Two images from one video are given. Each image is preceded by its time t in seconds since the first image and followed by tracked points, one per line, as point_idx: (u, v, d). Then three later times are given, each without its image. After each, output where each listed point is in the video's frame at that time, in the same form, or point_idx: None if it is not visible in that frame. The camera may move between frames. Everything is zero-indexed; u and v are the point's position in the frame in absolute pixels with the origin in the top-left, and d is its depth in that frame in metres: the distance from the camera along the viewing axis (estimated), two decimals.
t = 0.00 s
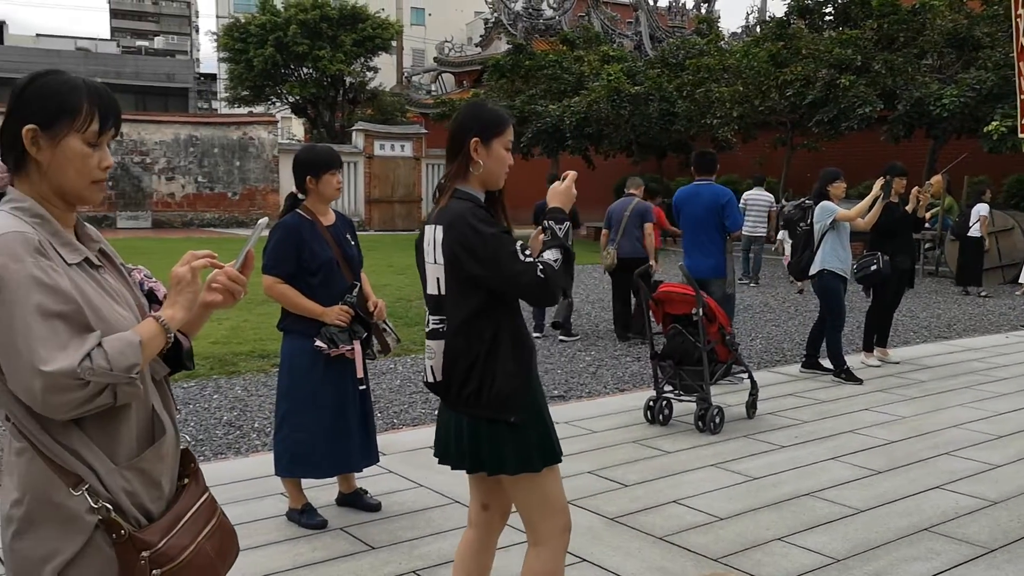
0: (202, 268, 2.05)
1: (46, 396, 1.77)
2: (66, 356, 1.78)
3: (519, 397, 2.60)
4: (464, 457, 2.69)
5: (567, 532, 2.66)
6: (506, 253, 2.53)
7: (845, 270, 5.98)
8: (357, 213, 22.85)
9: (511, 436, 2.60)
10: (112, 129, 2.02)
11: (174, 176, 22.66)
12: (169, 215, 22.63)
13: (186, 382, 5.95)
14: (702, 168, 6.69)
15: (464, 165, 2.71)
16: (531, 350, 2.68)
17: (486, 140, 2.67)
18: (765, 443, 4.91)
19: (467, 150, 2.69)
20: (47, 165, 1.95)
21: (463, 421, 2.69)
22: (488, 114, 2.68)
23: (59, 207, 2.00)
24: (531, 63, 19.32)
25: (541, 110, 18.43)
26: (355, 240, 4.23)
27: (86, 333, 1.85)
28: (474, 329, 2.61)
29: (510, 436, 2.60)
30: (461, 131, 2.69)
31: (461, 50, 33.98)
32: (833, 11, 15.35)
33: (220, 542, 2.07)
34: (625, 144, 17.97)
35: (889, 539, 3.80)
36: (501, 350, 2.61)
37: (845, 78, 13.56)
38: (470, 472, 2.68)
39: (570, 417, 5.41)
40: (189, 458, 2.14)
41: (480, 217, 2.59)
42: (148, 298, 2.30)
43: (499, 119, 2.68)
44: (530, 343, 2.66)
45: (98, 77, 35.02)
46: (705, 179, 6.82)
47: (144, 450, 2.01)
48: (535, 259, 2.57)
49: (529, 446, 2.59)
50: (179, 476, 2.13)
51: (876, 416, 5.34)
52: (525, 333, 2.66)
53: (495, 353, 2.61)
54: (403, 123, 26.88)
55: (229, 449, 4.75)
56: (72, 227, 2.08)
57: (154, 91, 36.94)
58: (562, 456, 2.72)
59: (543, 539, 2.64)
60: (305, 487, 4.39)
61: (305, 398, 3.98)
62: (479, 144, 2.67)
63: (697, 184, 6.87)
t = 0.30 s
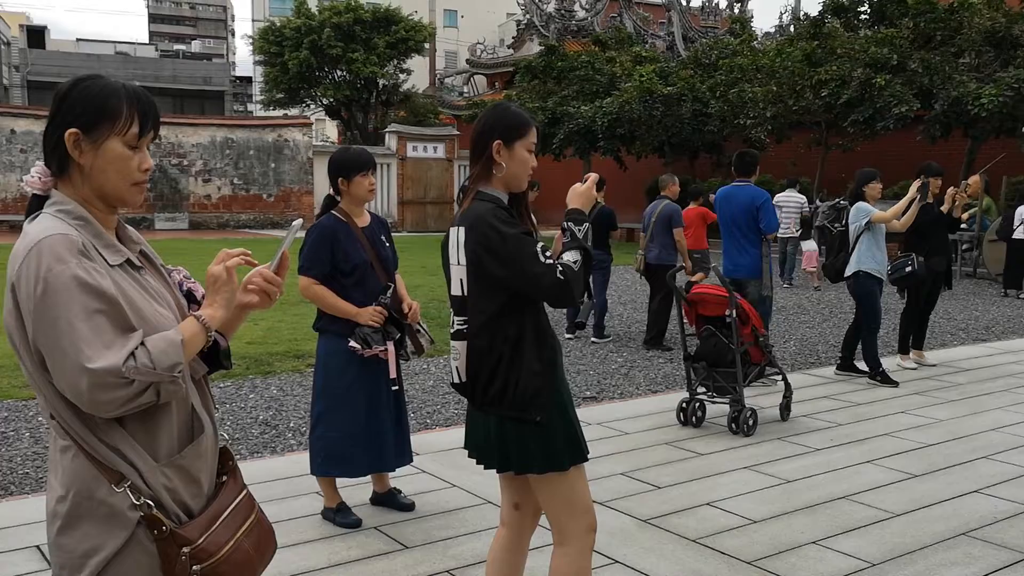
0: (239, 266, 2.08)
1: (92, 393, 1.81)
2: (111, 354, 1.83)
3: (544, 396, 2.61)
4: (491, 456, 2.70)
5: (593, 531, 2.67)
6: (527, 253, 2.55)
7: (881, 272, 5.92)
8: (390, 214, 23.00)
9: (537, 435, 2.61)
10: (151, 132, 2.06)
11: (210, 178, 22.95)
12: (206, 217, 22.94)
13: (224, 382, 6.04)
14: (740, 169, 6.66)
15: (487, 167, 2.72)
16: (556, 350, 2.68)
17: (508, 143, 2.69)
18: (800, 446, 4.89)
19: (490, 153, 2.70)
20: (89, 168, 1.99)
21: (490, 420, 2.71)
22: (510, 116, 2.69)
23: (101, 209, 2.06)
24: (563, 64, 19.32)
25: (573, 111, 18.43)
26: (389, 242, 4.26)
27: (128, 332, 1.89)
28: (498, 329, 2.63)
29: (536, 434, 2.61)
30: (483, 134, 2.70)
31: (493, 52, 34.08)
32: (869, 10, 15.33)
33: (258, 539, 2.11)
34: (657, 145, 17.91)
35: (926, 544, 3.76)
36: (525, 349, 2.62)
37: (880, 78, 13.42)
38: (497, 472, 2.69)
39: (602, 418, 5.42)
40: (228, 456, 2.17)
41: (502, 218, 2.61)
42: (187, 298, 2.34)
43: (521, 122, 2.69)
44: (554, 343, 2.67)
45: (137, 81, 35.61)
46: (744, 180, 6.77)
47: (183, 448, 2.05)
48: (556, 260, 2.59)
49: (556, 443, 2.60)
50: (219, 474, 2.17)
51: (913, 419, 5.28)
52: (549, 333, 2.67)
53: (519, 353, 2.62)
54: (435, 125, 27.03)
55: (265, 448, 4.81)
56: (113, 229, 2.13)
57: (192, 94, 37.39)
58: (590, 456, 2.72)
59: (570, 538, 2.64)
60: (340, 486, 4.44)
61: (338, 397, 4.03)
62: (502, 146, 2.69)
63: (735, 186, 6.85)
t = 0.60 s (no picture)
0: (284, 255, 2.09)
1: (149, 387, 1.85)
2: (164, 349, 1.86)
3: (566, 396, 2.62)
4: (512, 453, 2.72)
5: (617, 532, 2.68)
6: (552, 254, 2.56)
7: (921, 273, 5.85)
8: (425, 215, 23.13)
9: (559, 434, 2.62)
10: (192, 132, 2.10)
11: (249, 179, 23.22)
12: (245, 217, 23.23)
13: (264, 380, 6.13)
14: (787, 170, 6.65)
15: (518, 166, 2.74)
16: (580, 351, 2.69)
17: (540, 141, 2.70)
18: (838, 447, 4.85)
19: (521, 152, 2.72)
20: (134, 169, 2.04)
21: (512, 418, 2.73)
22: (541, 115, 2.70)
23: (148, 209, 2.10)
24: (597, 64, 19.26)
25: (607, 111, 18.42)
26: (427, 242, 4.30)
27: (177, 329, 1.93)
28: (520, 328, 2.65)
29: (558, 434, 2.63)
30: (513, 134, 2.73)
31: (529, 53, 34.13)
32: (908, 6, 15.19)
33: (300, 533, 2.14)
34: (692, 145, 17.82)
35: (968, 548, 3.71)
36: (548, 350, 2.63)
37: (920, 75, 13.23)
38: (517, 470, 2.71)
39: (638, 418, 5.43)
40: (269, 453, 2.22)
41: (529, 216, 2.63)
42: (231, 296, 2.37)
43: (552, 122, 2.70)
44: (577, 343, 2.68)
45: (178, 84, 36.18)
46: (790, 180, 6.75)
47: (227, 444, 2.09)
48: (581, 264, 2.59)
49: (576, 444, 2.61)
50: (261, 470, 2.22)
51: (954, 422, 5.21)
52: (573, 334, 2.67)
53: (542, 354, 2.63)
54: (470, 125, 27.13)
55: (305, 446, 4.88)
56: (159, 228, 2.18)
57: (231, 96, 37.87)
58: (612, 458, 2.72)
59: (595, 537, 2.65)
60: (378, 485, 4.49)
61: (376, 396, 4.07)
62: (533, 145, 2.71)
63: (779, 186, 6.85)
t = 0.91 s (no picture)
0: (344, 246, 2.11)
1: (206, 377, 1.88)
2: (218, 341, 1.90)
3: (591, 394, 2.62)
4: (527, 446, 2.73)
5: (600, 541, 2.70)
6: (591, 249, 2.57)
7: (962, 273, 5.77)
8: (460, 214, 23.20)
9: (576, 431, 2.62)
10: (235, 133, 2.14)
11: (286, 179, 23.41)
12: (282, 217, 23.44)
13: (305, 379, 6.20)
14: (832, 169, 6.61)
15: (554, 162, 2.75)
16: (608, 352, 2.70)
17: (576, 136, 2.71)
18: (877, 449, 4.81)
19: (558, 147, 2.72)
20: (180, 170, 2.08)
21: (532, 412, 2.73)
22: (578, 111, 2.71)
23: (194, 208, 2.14)
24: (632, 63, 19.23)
25: (642, 110, 18.38)
26: (463, 240, 4.33)
27: (228, 322, 1.97)
28: (550, 322, 2.66)
29: (575, 431, 2.63)
30: (550, 130, 2.73)
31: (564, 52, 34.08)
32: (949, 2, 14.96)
33: (341, 531, 2.18)
34: (729, 144, 17.70)
35: (1010, 552, 3.67)
36: (578, 347, 2.64)
37: (961, 72, 13.02)
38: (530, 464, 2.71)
39: (673, 418, 5.42)
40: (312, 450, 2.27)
41: (568, 210, 2.64)
42: (275, 294, 2.41)
43: (588, 118, 2.72)
44: (605, 344, 2.68)
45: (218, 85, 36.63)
46: (833, 180, 6.70)
47: (272, 441, 2.14)
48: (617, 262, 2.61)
49: (590, 443, 2.62)
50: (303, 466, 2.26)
51: (996, 424, 5.15)
52: (602, 335, 2.68)
53: (569, 351, 2.64)
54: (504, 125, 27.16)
55: (342, 444, 4.93)
56: (204, 228, 2.22)
57: (269, 97, 38.21)
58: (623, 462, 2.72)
59: (577, 541, 2.68)
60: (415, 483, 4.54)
61: (412, 393, 4.10)
62: (570, 140, 2.71)
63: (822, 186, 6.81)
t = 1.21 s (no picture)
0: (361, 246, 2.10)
1: (243, 377, 1.90)
2: (253, 342, 1.91)
3: (617, 396, 2.63)
4: (557, 452, 2.74)
5: (633, 540, 2.70)
6: (605, 251, 2.57)
7: (989, 275, 5.73)
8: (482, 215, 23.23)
9: (606, 433, 2.64)
10: (269, 136, 2.16)
11: (310, 180, 23.51)
12: (306, 218, 23.58)
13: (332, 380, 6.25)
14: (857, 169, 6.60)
15: (569, 167, 2.76)
16: (631, 351, 2.70)
17: (592, 143, 2.71)
18: (904, 452, 4.78)
19: (573, 153, 2.73)
20: (216, 172, 2.10)
21: (559, 417, 2.75)
22: (594, 116, 2.70)
23: (229, 211, 2.17)
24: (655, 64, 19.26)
25: (665, 110, 18.36)
26: (486, 240, 4.34)
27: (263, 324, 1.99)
28: (571, 327, 2.67)
29: (605, 434, 2.64)
30: (566, 135, 2.74)
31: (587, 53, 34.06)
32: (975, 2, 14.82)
33: (373, 530, 2.19)
34: (752, 145, 17.65)
35: None
36: (599, 350, 2.64)
37: (987, 72, 12.91)
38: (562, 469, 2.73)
39: (698, 420, 5.42)
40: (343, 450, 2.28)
41: (578, 214, 2.65)
42: (308, 294, 2.42)
43: (603, 122, 2.71)
44: (627, 344, 2.68)
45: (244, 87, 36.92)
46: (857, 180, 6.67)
47: (305, 441, 2.16)
48: (634, 261, 2.60)
49: (621, 443, 2.63)
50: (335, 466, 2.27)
51: None
52: (624, 335, 2.68)
53: (592, 355, 2.65)
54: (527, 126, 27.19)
55: (368, 444, 4.96)
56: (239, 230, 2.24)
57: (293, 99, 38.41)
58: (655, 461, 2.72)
59: (611, 541, 2.67)
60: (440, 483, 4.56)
61: (435, 394, 4.13)
62: (585, 146, 2.72)
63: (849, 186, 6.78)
